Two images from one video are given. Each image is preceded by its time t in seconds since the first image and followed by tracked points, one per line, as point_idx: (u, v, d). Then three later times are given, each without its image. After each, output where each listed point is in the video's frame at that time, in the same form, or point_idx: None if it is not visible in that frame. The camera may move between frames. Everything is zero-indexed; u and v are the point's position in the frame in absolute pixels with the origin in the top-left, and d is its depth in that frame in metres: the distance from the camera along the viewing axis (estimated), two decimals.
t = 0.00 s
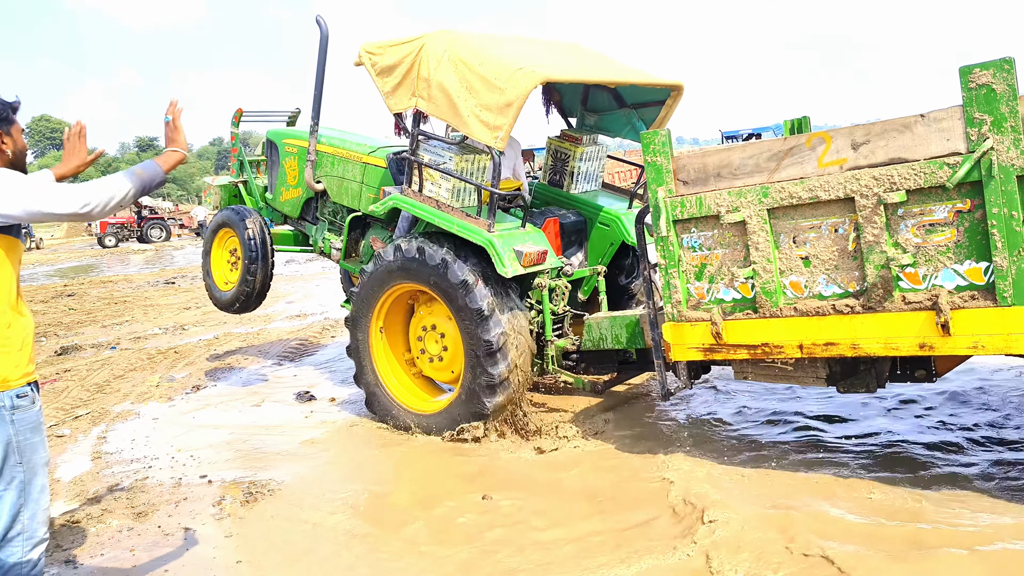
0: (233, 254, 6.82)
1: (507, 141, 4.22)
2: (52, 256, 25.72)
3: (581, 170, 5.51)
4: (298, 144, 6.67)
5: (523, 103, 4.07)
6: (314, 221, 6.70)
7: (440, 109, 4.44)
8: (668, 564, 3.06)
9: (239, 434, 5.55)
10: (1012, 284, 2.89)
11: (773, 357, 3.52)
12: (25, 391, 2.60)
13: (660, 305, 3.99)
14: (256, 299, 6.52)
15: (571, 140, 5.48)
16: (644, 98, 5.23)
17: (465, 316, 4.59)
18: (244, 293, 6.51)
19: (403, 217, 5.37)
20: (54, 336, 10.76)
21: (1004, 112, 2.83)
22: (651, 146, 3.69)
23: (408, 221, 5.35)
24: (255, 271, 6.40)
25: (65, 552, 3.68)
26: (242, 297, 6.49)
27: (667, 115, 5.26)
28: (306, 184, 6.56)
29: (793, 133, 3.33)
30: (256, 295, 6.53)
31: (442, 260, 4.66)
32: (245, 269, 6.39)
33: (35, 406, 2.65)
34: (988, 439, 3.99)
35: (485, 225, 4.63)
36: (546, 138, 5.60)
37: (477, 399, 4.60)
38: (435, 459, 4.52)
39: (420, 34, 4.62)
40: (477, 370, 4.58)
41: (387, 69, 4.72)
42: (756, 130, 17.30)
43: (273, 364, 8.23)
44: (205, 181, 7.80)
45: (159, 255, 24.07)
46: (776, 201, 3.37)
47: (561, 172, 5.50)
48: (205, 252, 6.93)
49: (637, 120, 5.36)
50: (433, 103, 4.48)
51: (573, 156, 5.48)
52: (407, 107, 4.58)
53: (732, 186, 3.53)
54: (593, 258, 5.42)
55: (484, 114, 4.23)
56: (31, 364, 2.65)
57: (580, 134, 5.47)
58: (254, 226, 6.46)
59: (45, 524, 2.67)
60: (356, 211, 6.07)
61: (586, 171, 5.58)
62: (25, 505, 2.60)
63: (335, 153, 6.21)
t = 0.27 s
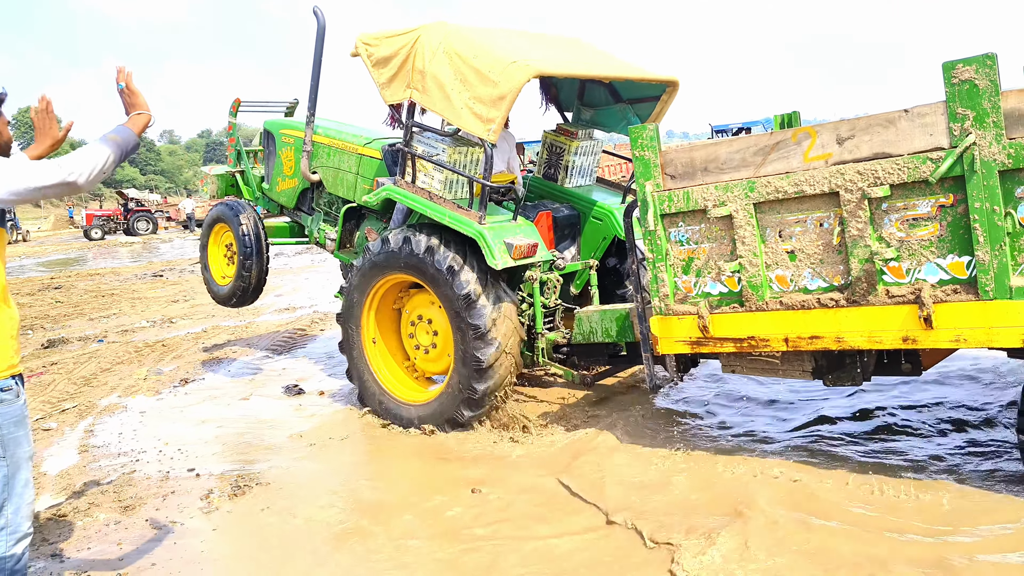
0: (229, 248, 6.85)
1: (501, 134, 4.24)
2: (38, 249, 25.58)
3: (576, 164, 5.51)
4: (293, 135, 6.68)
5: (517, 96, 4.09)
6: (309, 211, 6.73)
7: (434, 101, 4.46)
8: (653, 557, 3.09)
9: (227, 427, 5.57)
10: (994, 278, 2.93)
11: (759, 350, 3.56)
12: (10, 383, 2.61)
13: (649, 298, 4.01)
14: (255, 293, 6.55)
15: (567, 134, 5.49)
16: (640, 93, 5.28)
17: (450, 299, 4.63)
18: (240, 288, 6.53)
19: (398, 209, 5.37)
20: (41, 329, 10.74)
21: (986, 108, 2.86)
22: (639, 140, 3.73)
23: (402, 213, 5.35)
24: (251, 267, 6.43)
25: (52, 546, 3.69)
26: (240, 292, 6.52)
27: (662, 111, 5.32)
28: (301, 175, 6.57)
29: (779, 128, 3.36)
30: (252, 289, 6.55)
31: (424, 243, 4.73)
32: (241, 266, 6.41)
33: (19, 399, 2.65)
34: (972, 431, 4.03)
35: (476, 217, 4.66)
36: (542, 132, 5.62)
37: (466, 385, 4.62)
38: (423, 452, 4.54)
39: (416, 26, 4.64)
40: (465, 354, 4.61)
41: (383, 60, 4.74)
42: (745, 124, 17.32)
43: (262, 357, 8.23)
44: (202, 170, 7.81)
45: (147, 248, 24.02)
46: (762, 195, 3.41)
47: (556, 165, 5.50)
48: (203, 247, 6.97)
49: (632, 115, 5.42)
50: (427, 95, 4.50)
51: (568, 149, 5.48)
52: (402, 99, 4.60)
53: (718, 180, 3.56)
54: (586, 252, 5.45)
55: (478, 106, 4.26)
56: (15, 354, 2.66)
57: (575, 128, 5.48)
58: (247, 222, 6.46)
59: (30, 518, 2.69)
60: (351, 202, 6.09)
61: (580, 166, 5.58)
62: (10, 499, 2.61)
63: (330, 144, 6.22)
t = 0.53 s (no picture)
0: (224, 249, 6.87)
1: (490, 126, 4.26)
2: (27, 242, 25.48)
3: (568, 157, 5.50)
4: (287, 127, 6.68)
5: (505, 86, 4.10)
6: (303, 203, 6.74)
7: (424, 92, 4.47)
8: (641, 549, 3.11)
9: (217, 421, 5.58)
10: (978, 270, 2.95)
11: (747, 342, 3.58)
12: None
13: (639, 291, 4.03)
14: (251, 293, 6.57)
15: (559, 127, 5.50)
16: (631, 87, 5.30)
17: (433, 282, 4.67)
18: (237, 289, 6.56)
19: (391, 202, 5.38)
20: (30, 322, 10.71)
21: (971, 101, 2.88)
22: (628, 133, 3.75)
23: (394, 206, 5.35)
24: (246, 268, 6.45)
25: (41, 540, 3.70)
26: (237, 293, 6.56)
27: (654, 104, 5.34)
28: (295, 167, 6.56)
29: (766, 122, 3.38)
30: (249, 290, 6.59)
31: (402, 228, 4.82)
32: (235, 267, 6.44)
33: (7, 392, 2.66)
34: (957, 423, 4.06)
35: (465, 208, 4.66)
36: (534, 126, 5.63)
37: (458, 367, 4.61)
38: (413, 445, 4.56)
39: (405, 18, 4.64)
40: (453, 334, 4.62)
41: (373, 52, 4.74)
42: (735, 117, 17.32)
43: (252, 350, 8.24)
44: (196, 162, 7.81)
45: (136, 242, 23.94)
46: (750, 187, 3.43)
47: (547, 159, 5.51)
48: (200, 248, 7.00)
49: (624, 109, 5.43)
50: (418, 87, 4.51)
51: (559, 143, 5.50)
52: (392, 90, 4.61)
53: (706, 173, 3.58)
54: (577, 246, 5.47)
55: (467, 97, 4.27)
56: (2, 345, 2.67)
57: (567, 122, 5.50)
58: (240, 224, 6.47)
59: (19, 512, 2.70)
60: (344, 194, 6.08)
61: (573, 159, 5.56)
62: None
63: (324, 136, 6.21)
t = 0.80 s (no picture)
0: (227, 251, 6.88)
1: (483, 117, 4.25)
2: (22, 236, 25.42)
3: (565, 152, 5.48)
4: (287, 125, 6.68)
5: (496, 78, 4.09)
6: (304, 201, 6.73)
7: (417, 85, 4.46)
8: (638, 544, 3.12)
9: (213, 415, 5.58)
10: (975, 263, 2.96)
11: (743, 335, 3.58)
12: None
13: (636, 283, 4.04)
14: (256, 295, 6.55)
15: (556, 122, 5.45)
16: (627, 80, 5.31)
17: (419, 265, 4.68)
18: (240, 291, 6.56)
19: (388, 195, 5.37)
20: (25, 317, 10.69)
21: (968, 94, 2.89)
22: (626, 126, 3.75)
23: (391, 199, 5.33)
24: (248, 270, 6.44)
25: (37, 535, 3.70)
26: (241, 295, 6.54)
27: (650, 98, 5.34)
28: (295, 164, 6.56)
29: (764, 114, 3.39)
30: (253, 293, 6.57)
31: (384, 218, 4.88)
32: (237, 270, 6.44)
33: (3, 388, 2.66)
34: (953, 417, 4.07)
35: (458, 199, 4.65)
36: (532, 120, 5.61)
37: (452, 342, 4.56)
38: (410, 438, 4.56)
39: (400, 12, 4.64)
40: (444, 310, 4.60)
41: (368, 46, 4.74)
42: (732, 111, 17.31)
43: (247, 344, 8.22)
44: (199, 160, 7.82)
45: (130, 236, 23.89)
46: (747, 180, 3.43)
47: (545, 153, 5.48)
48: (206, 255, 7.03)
49: (620, 103, 5.44)
50: (411, 80, 4.50)
51: (557, 137, 5.46)
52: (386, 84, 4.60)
53: (704, 166, 3.59)
54: (574, 239, 5.46)
55: (460, 90, 4.26)
56: None
57: (563, 115, 5.45)
58: (240, 228, 6.48)
59: (14, 508, 2.69)
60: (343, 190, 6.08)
61: (569, 153, 5.58)
62: None
63: (323, 133, 6.21)
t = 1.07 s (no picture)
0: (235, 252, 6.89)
1: (481, 118, 4.25)
2: (22, 236, 25.44)
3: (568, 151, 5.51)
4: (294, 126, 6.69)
5: (494, 79, 4.09)
6: (312, 201, 6.74)
7: (416, 86, 4.47)
8: (638, 543, 3.13)
9: (214, 416, 5.58)
10: (974, 262, 2.97)
11: (744, 334, 3.59)
12: None
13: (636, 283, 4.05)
14: (267, 294, 6.57)
15: (559, 121, 5.47)
16: (631, 80, 5.31)
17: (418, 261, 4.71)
18: (250, 292, 6.58)
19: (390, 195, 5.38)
20: (24, 317, 10.70)
21: (967, 92, 2.89)
22: (625, 126, 3.76)
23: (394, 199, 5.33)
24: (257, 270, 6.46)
25: (36, 535, 3.71)
26: (251, 295, 6.57)
27: (654, 97, 5.33)
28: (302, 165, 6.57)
29: (764, 113, 3.39)
30: (262, 293, 6.60)
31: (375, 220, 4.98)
32: (246, 271, 6.46)
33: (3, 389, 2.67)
34: (953, 414, 4.08)
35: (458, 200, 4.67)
36: (535, 120, 5.63)
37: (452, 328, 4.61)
38: (411, 438, 4.57)
39: (400, 13, 4.65)
40: (443, 302, 4.65)
41: (369, 47, 4.75)
42: (731, 109, 17.30)
43: (248, 344, 8.23)
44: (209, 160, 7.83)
45: (130, 236, 23.89)
46: (746, 179, 3.44)
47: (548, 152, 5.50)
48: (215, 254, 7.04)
49: (625, 103, 5.43)
50: (411, 81, 4.51)
51: (559, 136, 5.48)
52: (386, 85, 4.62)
53: (703, 165, 3.59)
54: (576, 239, 5.46)
55: (459, 91, 4.27)
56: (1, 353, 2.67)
57: (567, 115, 5.48)
58: (248, 228, 6.49)
59: (14, 509, 2.70)
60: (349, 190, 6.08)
61: (573, 153, 5.59)
62: None
63: (330, 133, 6.22)
